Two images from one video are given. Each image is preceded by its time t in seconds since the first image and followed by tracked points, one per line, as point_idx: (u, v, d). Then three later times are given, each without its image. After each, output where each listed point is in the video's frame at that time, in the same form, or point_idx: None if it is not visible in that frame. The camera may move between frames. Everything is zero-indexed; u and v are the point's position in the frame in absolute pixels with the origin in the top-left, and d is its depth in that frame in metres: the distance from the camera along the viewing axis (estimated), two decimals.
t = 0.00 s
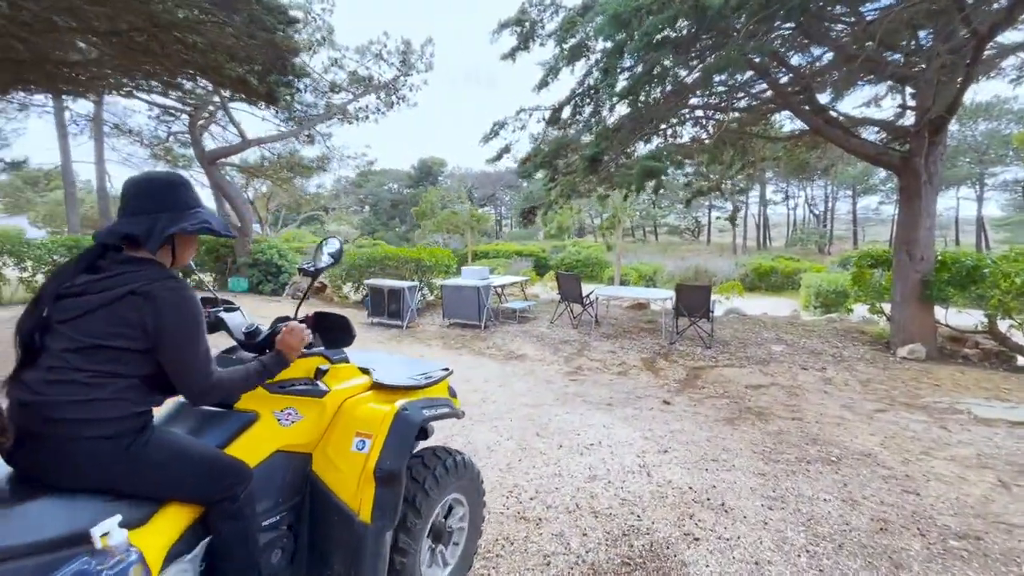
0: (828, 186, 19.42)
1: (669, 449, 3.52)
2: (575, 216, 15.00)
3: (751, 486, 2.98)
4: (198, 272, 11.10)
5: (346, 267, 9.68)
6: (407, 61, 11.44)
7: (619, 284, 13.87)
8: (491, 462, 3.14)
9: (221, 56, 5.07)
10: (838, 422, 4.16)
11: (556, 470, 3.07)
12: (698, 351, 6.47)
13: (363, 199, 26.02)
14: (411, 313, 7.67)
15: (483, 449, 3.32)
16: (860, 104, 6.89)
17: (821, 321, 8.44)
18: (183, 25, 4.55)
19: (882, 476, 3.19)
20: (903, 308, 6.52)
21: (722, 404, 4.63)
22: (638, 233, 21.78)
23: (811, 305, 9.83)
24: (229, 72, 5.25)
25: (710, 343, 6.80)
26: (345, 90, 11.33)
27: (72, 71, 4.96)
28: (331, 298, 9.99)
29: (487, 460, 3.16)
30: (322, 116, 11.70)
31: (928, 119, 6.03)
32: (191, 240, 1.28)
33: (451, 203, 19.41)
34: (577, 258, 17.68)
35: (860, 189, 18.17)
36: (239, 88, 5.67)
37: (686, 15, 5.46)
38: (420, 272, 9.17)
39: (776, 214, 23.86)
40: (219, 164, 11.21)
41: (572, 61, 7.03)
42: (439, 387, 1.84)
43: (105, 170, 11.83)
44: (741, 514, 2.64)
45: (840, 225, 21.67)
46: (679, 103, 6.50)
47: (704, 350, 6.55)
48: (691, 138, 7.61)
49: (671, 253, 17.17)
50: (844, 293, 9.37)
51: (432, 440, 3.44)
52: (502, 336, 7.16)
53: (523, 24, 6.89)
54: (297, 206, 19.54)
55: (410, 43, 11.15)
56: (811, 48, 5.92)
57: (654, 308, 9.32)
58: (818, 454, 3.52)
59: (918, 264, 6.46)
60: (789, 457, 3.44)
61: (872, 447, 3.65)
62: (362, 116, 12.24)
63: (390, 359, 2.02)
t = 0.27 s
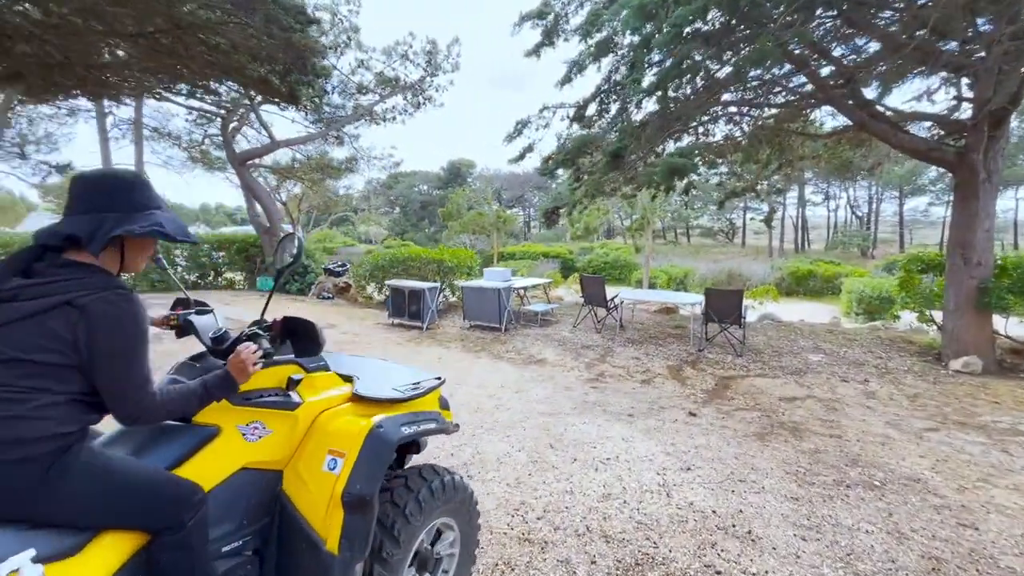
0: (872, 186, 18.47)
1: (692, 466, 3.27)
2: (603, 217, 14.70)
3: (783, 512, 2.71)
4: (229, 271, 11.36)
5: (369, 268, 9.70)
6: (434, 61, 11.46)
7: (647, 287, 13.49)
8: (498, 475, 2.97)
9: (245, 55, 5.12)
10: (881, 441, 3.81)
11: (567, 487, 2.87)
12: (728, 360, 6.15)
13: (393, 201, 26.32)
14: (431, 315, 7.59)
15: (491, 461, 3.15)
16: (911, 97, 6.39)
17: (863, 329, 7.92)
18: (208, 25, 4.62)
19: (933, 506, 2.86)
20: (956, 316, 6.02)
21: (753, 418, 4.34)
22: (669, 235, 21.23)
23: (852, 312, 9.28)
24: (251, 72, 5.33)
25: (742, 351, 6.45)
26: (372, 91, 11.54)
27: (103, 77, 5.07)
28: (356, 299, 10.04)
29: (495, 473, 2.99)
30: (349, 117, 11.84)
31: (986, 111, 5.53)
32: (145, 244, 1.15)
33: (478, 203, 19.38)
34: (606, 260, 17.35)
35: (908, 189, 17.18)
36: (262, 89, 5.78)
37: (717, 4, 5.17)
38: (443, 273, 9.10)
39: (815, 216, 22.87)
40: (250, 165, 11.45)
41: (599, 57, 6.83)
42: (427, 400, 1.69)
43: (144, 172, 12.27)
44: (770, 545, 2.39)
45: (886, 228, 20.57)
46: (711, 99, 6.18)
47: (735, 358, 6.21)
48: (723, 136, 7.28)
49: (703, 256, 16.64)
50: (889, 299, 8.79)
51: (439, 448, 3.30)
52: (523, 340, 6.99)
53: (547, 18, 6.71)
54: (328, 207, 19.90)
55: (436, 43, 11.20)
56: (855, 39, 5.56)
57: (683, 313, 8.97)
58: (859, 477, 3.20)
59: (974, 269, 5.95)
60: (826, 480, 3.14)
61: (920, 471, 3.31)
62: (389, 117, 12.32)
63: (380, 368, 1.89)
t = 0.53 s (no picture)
0: (927, 187, 17.32)
1: (723, 488, 3.00)
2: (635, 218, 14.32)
3: (825, 545, 2.43)
4: (262, 270, 11.61)
5: (395, 268, 9.69)
6: (463, 61, 11.52)
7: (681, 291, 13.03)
8: (510, 491, 2.79)
9: (270, 52, 5.20)
10: (939, 466, 3.43)
11: (584, 507, 2.66)
12: (765, 370, 5.78)
13: (425, 202, 26.52)
14: (455, 317, 7.49)
15: (505, 475, 2.98)
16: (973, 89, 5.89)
17: (917, 340, 7.33)
18: (233, 24, 4.69)
19: (1001, 544, 2.51)
20: None
21: (792, 434, 4.00)
22: (706, 237, 20.54)
23: (904, 321, 8.63)
24: (276, 72, 5.43)
25: (780, 361, 6.05)
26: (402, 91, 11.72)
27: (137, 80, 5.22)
28: (382, 299, 10.06)
29: (507, 488, 2.81)
30: (379, 118, 11.94)
31: None
32: (78, 248, 1.10)
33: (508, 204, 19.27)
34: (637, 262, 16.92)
35: (968, 189, 16.03)
36: (288, 89, 5.86)
37: None
38: (468, 274, 9.01)
39: (863, 219, 21.68)
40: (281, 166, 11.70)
41: (631, 53, 6.53)
42: (419, 416, 1.53)
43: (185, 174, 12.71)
44: None
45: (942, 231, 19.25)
46: (750, 94, 5.81)
47: (773, 368, 5.83)
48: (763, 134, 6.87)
49: (741, 259, 15.99)
50: (946, 308, 8.12)
51: (451, 459, 3.15)
52: (547, 345, 6.79)
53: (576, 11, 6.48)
54: (360, 209, 20.18)
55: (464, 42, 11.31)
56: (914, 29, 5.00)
57: (717, 319, 8.56)
58: (913, 507, 2.87)
59: None
60: (875, 509, 2.82)
61: (985, 503, 2.93)
62: (419, 118, 12.34)
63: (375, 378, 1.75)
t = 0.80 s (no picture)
0: (992, 186, 16.07)
1: (759, 512, 2.73)
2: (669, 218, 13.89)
3: None
4: (295, 269, 11.84)
5: (423, 268, 9.67)
6: (494, 60, 11.42)
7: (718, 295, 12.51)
8: (524, 506, 2.61)
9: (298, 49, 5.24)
10: (1012, 496, 3.04)
11: (604, 528, 2.46)
12: (808, 380, 5.38)
13: (457, 203, 26.63)
14: (480, 318, 7.37)
15: (520, 488, 2.80)
16: None
17: (981, 351, 6.71)
18: (259, 21, 4.72)
19: None
20: None
21: (838, 452, 3.67)
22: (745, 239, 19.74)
23: (966, 330, 7.94)
24: (304, 70, 5.49)
25: (825, 371, 5.63)
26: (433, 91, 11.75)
27: (172, 81, 5.34)
28: (410, 299, 10.06)
29: (521, 503, 2.64)
30: (411, 118, 11.99)
31: None
32: (20, 236, 1.02)
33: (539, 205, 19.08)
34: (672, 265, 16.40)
35: None
36: (317, 88, 5.91)
37: None
38: (496, 275, 8.90)
39: (919, 220, 20.35)
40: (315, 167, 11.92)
41: (667, 45, 6.19)
42: (411, 429, 1.38)
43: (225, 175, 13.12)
44: None
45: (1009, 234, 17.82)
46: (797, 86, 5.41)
47: (817, 378, 5.43)
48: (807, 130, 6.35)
49: (783, 262, 15.25)
50: (1016, 317, 7.41)
51: (465, 469, 2.99)
52: (574, 349, 6.58)
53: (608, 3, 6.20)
54: (393, 210, 20.40)
55: (496, 41, 11.19)
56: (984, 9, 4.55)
57: (756, 325, 8.11)
58: (982, 543, 2.52)
59: None
60: (938, 544, 2.50)
61: None
62: (450, 118, 12.33)
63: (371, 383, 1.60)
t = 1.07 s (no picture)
0: None
1: (796, 542, 2.45)
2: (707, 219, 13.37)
3: None
4: (328, 268, 12.02)
5: (450, 269, 9.62)
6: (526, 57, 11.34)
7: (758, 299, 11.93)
8: (534, 525, 2.42)
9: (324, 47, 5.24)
10: None
11: (619, 553, 2.24)
12: (855, 393, 4.96)
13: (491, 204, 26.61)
14: (505, 320, 7.23)
15: (530, 503, 2.62)
16: None
17: None
18: (286, 20, 4.74)
19: None
20: None
21: (890, 475, 3.31)
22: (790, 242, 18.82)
23: None
24: (331, 68, 5.50)
25: (876, 384, 5.18)
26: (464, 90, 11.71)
27: (205, 82, 5.45)
28: (438, 299, 10.02)
29: (531, 521, 2.45)
30: (442, 118, 11.99)
31: None
32: None
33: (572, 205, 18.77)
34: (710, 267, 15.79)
35: None
36: (344, 86, 5.93)
37: None
38: (523, 275, 8.76)
39: (984, 222, 18.85)
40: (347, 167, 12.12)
41: (703, 36, 5.82)
42: (381, 449, 1.21)
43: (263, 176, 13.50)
44: None
45: None
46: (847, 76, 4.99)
47: (865, 392, 4.99)
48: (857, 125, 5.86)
49: (830, 266, 14.42)
50: None
51: (474, 480, 2.83)
52: (601, 354, 6.33)
53: None
54: (426, 210, 20.55)
55: (528, 38, 11.12)
56: None
57: (799, 332, 7.62)
58: None
59: None
60: None
61: None
62: (481, 118, 12.25)
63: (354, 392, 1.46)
